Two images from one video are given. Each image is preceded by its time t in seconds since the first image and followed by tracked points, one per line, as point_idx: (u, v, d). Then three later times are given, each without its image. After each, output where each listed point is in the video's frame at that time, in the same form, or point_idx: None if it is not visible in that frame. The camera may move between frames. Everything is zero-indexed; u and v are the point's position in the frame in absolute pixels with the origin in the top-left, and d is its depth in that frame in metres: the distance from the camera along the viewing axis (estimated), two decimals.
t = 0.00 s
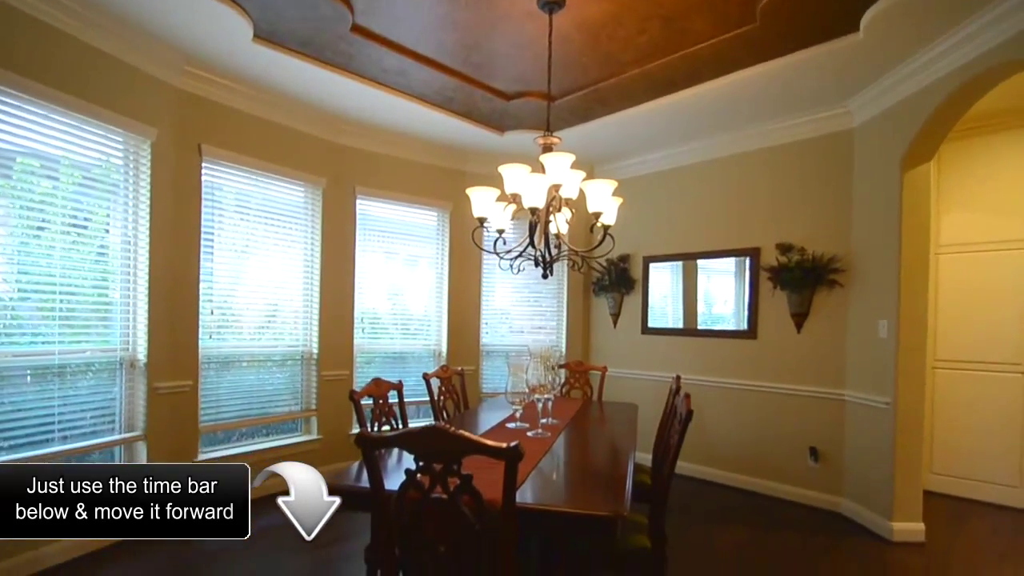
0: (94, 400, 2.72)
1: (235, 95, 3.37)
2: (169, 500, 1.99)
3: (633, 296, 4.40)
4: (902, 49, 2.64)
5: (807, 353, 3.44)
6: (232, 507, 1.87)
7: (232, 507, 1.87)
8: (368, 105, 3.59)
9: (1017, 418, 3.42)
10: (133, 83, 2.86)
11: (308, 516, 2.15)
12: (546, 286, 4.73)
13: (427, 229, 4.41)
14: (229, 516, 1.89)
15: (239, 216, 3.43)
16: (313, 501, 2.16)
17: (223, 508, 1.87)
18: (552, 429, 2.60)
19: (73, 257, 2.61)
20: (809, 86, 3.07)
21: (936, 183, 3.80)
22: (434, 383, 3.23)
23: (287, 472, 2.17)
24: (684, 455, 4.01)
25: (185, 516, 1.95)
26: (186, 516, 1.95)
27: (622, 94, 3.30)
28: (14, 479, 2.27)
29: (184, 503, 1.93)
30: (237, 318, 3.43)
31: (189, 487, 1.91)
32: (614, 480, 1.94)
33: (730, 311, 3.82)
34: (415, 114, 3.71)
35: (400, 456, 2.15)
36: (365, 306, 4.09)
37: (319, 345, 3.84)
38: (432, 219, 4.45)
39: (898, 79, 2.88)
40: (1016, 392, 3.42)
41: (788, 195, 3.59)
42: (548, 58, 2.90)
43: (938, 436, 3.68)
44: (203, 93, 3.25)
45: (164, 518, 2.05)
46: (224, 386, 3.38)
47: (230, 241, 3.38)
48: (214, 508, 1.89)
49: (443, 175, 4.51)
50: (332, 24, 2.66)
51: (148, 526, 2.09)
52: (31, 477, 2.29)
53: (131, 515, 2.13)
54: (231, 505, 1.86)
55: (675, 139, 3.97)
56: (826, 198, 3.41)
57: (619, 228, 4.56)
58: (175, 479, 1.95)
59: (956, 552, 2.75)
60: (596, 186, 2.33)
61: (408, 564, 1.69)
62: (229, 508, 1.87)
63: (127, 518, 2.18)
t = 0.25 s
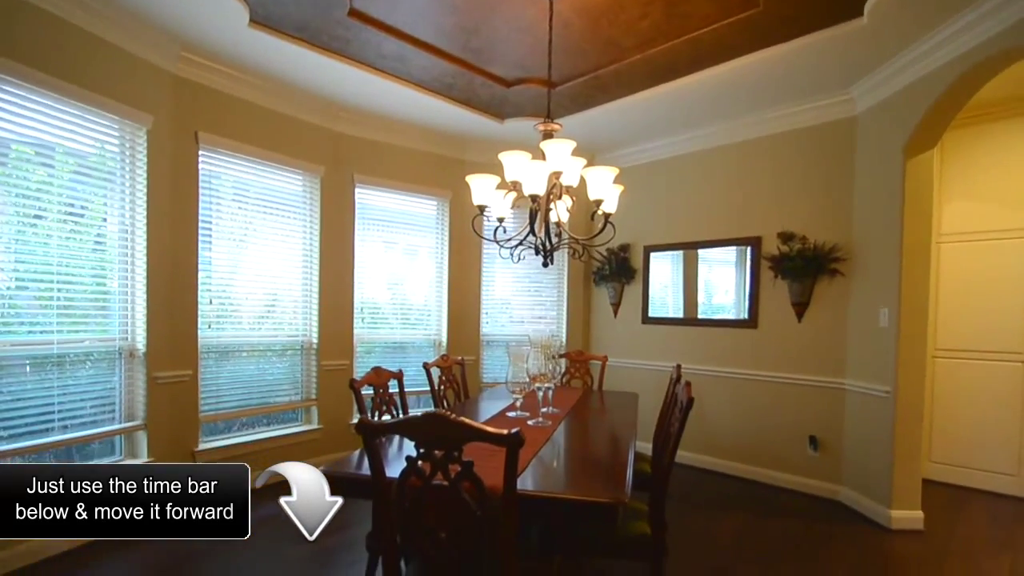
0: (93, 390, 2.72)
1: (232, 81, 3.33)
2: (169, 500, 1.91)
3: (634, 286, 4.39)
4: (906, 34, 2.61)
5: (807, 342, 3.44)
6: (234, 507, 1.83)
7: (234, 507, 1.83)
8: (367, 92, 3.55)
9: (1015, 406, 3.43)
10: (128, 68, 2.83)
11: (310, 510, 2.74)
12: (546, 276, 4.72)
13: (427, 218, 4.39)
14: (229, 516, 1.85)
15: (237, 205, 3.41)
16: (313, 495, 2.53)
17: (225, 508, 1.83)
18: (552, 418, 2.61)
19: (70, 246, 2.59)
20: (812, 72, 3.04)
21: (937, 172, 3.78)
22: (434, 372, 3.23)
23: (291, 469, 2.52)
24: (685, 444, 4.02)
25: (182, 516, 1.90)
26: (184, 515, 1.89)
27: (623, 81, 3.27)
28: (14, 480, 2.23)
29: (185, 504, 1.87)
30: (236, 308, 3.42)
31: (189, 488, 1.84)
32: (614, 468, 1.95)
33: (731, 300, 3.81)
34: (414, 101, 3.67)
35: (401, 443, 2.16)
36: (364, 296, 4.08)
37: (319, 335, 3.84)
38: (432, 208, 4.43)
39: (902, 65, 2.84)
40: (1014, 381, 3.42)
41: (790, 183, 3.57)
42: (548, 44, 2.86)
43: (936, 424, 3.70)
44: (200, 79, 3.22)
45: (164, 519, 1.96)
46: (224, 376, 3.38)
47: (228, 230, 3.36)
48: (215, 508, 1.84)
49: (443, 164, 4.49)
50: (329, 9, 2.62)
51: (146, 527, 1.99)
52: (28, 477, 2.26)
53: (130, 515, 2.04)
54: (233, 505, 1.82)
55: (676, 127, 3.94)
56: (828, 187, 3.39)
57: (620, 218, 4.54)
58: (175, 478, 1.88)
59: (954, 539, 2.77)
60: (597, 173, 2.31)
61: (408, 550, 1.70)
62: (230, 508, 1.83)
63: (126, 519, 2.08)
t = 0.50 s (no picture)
0: (93, 381, 2.72)
1: (229, 70, 3.30)
2: (169, 500, 1.99)
3: (634, 277, 4.38)
4: (910, 22, 2.58)
5: (807, 333, 3.44)
6: (233, 507, 1.87)
7: (232, 507, 1.88)
8: (366, 81, 3.52)
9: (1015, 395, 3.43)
10: (124, 56, 2.79)
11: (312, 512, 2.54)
12: (547, 267, 4.71)
13: (427, 209, 4.36)
14: (228, 515, 1.89)
15: (235, 196, 3.39)
16: (314, 496, 2.36)
17: (223, 508, 1.87)
18: (553, 408, 2.61)
19: (68, 237, 2.58)
20: (815, 61, 3.00)
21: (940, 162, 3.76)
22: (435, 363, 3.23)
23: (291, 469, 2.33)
24: (685, 435, 4.03)
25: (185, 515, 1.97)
26: (186, 514, 1.96)
27: (624, 70, 3.24)
28: (13, 480, 2.26)
29: (184, 503, 1.93)
30: (235, 299, 3.41)
31: (189, 488, 1.90)
32: (614, 458, 1.95)
33: (732, 291, 3.80)
34: (413, 90, 3.64)
35: (402, 433, 2.17)
36: (364, 287, 4.07)
37: (319, 326, 3.83)
38: (432, 199, 4.40)
39: (906, 53, 2.81)
40: (1015, 372, 3.42)
41: (792, 173, 3.54)
42: (548, 32, 2.83)
43: (935, 414, 3.70)
44: (197, 68, 3.18)
45: (165, 517, 2.08)
46: (224, 367, 3.38)
47: (227, 221, 3.35)
48: (214, 508, 1.89)
49: (443, 154, 4.46)
50: None
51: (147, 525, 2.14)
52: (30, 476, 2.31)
53: (130, 515, 2.19)
54: (231, 505, 1.87)
55: (677, 117, 3.91)
56: (831, 176, 3.36)
57: (620, 209, 4.52)
58: (175, 478, 1.95)
59: (952, 529, 2.78)
60: (598, 162, 2.29)
61: (408, 539, 1.70)
62: (229, 508, 1.87)
63: (127, 518, 2.23)
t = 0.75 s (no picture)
0: (94, 373, 2.72)
1: (227, 61, 3.28)
2: (169, 499, 1.96)
3: (634, 269, 4.38)
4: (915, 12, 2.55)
5: (808, 325, 3.43)
6: (234, 506, 1.88)
7: (234, 507, 1.89)
8: (365, 72, 3.50)
9: (1014, 387, 3.43)
10: (120, 46, 2.77)
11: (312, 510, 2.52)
12: (547, 259, 4.70)
13: (427, 201, 4.35)
14: (229, 515, 1.91)
15: (235, 187, 3.38)
16: (314, 497, 2.39)
17: (225, 508, 1.88)
18: (553, 400, 2.62)
19: (67, 230, 2.57)
20: (817, 51, 2.98)
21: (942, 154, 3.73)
22: (435, 355, 3.23)
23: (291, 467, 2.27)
24: (685, 427, 4.04)
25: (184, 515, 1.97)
26: (185, 514, 1.95)
27: (625, 61, 3.21)
28: (15, 479, 2.23)
29: (184, 503, 1.92)
30: (235, 291, 3.41)
31: (189, 488, 1.89)
32: (614, 449, 1.95)
33: (733, 283, 3.80)
34: (413, 81, 3.62)
35: (401, 424, 2.18)
36: (364, 279, 4.07)
37: (319, 318, 3.83)
38: (432, 191, 4.39)
39: (909, 44, 2.78)
40: (1015, 364, 3.42)
41: (793, 164, 3.52)
42: (549, 23, 2.81)
43: (935, 405, 3.71)
44: (195, 59, 3.16)
45: (165, 517, 2.04)
46: (225, 359, 3.39)
47: (226, 213, 3.34)
48: (215, 507, 1.89)
49: (443, 146, 4.45)
50: None
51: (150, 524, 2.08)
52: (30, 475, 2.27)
53: (131, 515, 2.10)
54: (233, 505, 1.88)
55: (679, 108, 3.88)
56: (833, 168, 3.35)
57: (621, 201, 4.51)
58: (175, 478, 1.92)
59: (950, 520, 2.80)
60: (598, 154, 2.28)
61: (407, 529, 1.71)
62: (230, 508, 1.88)
63: (127, 518, 2.16)
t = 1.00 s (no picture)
0: (95, 367, 2.73)
1: (226, 53, 3.26)
2: (170, 499, 1.99)
3: (635, 262, 4.37)
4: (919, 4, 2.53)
5: (809, 319, 3.43)
6: (232, 506, 1.91)
7: (232, 507, 1.91)
8: (365, 64, 3.48)
9: (1015, 381, 3.44)
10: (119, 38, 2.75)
11: (314, 510, 2.49)
12: (548, 253, 4.70)
13: (427, 194, 4.34)
14: (229, 515, 1.93)
15: (235, 181, 3.37)
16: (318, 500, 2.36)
17: (223, 508, 1.91)
18: (553, 393, 2.62)
19: (68, 224, 2.57)
20: (820, 44, 2.95)
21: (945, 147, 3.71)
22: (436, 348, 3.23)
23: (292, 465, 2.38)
24: (685, 420, 4.05)
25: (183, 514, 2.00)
26: (185, 513, 1.99)
27: (627, 53, 3.19)
28: (14, 479, 2.25)
29: (184, 503, 1.95)
30: (236, 284, 3.41)
31: (189, 488, 1.91)
32: (614, 443, 1.96)
33: (734, 277, 3.79)
34: (413, 73, 3.60)
35: (402, 417, 2.19)
36: (365, 272, 4.06)
37: (320, 312, 3.84)
38: (432, 184, 4.37)
39: (913, 37, 2.76)
40: (1015, 357, 3.42)
41: (795, 157, 3.50)
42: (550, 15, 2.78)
43: (935, 399, 3.71)
44: (194, 52, 3.14)
45: (165, 517, 2.07)
46: (226, 352, 3.39)
47: (227, 206, 3.33)
48: (214, 507, 1.92)
49: (444, 138, 4.43)
50: None
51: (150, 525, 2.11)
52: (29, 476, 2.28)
53: (131, 514, 2.14)
54: (231, 505, 1.91)
55: (681, 101, 3.86)
56: (835, 162, 3.33)
57: (622, 194, 4.49)
58: (175, 478, 1.96)
59: (950, 514, 2.81)
60: (599, 146, 2.27)
61: (407, 522, 1.72)
62: (229, 507, 1.91)
63: (127, 518, 2.19)
